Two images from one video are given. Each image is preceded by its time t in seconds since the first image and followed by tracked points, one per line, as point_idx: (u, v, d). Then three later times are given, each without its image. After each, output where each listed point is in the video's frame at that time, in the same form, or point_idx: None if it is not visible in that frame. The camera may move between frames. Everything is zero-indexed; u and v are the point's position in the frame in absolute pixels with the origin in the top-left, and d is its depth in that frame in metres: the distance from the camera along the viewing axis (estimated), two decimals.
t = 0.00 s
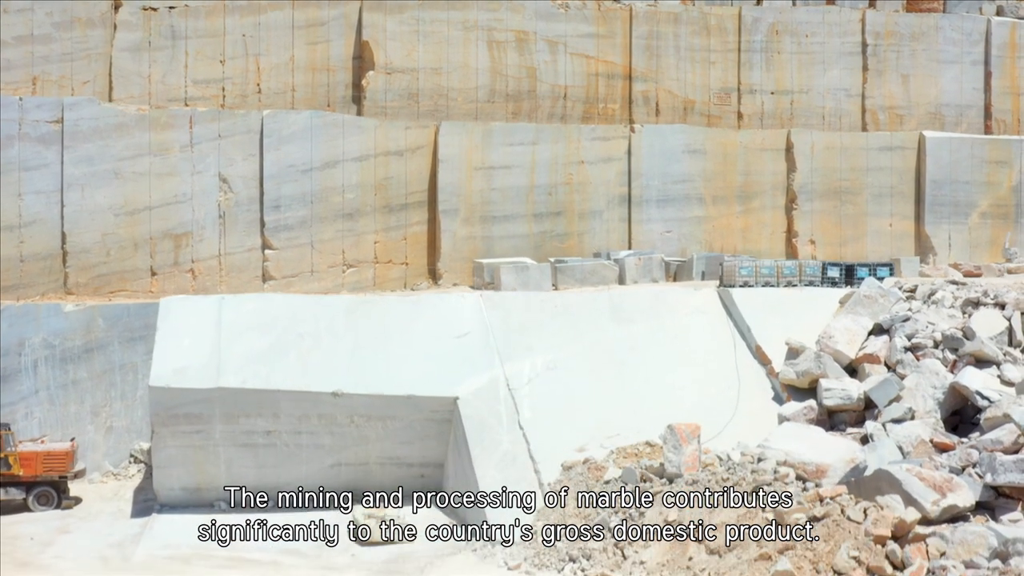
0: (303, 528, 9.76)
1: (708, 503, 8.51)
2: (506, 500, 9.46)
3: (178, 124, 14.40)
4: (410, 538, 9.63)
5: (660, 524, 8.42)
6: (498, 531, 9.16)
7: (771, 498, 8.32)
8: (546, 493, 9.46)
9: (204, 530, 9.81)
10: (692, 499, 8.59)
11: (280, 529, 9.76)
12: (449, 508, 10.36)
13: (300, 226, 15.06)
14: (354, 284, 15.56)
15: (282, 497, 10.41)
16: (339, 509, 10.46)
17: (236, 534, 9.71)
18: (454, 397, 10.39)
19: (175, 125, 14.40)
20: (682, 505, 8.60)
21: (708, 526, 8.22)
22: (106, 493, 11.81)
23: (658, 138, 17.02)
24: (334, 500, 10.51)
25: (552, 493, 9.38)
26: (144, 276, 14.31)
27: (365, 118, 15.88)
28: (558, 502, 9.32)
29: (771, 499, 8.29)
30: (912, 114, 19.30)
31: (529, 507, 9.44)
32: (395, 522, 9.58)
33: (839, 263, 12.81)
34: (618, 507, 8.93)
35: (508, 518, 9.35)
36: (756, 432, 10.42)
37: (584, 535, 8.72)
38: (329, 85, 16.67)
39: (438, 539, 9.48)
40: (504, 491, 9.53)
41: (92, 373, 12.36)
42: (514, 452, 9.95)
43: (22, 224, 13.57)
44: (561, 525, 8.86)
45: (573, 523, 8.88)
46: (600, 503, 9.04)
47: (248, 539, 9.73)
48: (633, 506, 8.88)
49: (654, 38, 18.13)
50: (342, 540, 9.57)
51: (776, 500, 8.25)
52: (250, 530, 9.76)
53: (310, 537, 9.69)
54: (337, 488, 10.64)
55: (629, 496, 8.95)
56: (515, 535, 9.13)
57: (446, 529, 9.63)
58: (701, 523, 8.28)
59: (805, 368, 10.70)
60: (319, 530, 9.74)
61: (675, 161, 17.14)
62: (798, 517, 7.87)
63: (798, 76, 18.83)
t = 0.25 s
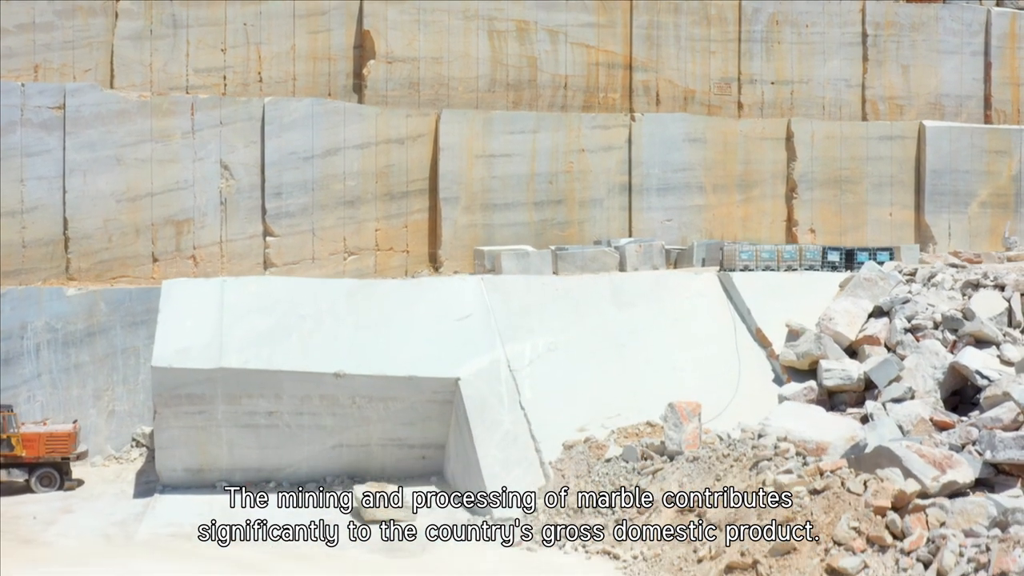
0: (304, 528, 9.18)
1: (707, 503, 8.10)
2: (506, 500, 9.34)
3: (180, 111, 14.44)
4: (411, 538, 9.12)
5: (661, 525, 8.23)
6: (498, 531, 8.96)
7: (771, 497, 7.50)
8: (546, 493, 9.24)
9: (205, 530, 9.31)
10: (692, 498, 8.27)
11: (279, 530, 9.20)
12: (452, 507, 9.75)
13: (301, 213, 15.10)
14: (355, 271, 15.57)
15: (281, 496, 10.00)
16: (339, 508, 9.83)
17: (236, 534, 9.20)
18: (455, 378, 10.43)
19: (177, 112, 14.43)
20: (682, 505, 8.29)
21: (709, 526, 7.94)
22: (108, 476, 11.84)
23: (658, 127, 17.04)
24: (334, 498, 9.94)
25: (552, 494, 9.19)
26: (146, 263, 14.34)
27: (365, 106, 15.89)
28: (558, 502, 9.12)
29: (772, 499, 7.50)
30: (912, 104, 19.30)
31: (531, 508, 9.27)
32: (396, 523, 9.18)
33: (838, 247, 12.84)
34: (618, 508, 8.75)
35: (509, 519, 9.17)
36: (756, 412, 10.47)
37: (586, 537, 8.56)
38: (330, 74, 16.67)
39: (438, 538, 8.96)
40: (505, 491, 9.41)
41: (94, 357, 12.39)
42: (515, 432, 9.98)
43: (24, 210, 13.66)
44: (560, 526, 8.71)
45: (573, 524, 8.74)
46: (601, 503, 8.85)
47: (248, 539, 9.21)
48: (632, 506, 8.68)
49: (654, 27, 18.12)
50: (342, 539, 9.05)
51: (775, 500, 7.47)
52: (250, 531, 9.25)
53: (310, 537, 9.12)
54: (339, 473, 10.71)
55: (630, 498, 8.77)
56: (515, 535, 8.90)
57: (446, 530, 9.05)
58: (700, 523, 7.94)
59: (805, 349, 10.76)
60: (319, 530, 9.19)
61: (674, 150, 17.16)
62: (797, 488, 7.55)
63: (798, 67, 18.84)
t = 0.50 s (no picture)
0: (304, 528, 8.61)
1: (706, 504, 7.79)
2: (506, 500, 9.17)
3: (180, 99, 14.48)
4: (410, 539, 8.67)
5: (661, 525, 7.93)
6: (498, 531, 8.59)
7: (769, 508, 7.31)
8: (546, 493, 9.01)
9: (204, 531, 8.62)
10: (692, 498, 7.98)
11: (280, 530, 8.62)
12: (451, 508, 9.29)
13: (302, 200, 15.16)
14: (355, 259, 15.60)
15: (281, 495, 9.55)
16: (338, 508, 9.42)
17: (235, 534, 8.56)
18: (455, 359, 10.46)
19: (177, 99, 14.47)
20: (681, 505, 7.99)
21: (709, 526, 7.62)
22: (109, 459, 11.89)
23: (657, 116, 17.06)
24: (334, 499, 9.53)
25: (552, 494, 8.95)
26: (146, 250, 14.37)
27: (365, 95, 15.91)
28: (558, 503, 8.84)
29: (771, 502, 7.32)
30: (911, 95, 19.29)
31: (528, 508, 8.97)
32: (394, 522, 8.69)
33: (837, 232, 12.88)
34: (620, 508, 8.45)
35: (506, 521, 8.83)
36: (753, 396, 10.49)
37: (583, 537, 8.26)
38: (330, 64, 16.68)
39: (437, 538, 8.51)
40: (505, 490, 9.26)
41: (95, 342, 12.43)
42: (515, 412, 10.03)
43: (25, 196, 13.70)
44: (560, 525, 8.44)
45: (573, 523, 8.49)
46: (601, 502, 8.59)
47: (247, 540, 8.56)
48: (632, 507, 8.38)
49: (654, 17, 18.12)
50: (337, 538, 8.54)
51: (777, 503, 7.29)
52: (250, 531, 8.66)
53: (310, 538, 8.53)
54: (340, 455, 10.76)
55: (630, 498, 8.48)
56: (513, 535, 8.51)
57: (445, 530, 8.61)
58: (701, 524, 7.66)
59: (804, 331, 10.80)
60: (320, 530, 8.63)
61: (674, 139, 17.19)
62: (796, 463, 7.61)
63: (797, 57, 18.85)
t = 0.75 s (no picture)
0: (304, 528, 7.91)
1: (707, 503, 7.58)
2: (507, 500, 8.75)
3: (181, 86, 14.52)
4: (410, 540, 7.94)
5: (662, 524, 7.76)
6: (498, 531, 7.92)
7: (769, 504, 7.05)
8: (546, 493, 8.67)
9: (204, 531, 7.93)
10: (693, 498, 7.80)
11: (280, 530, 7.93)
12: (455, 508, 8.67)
13: (302, 188, 15.22)
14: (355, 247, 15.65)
15: (282, 494, 8.91)
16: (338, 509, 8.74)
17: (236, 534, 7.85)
18: (454, 340, 10.50)
19: (177, 87, 14.52)
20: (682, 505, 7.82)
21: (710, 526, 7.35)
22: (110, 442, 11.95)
23: (656, 105, 17.10)
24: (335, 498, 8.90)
25: (552, 493, 8.64)
26: (147, 237, 14.41)
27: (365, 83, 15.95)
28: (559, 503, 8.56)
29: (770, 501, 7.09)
30: (910, 86, 19.32)
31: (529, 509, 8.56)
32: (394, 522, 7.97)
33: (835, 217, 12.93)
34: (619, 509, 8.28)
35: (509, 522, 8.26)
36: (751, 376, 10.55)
37: (581, 537, 7.77)
38: (330, 54, 16.72)
39: (438, 539, 7.87)
40: (506, 491, 8.88)
41: (95, 326, 12.48)
42: (513, 393, 10.09)
43: (25, 182, 13.75)
44: (561, 526, 7.82)
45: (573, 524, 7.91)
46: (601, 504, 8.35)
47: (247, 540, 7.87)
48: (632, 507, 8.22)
49: (653, 8, 18.15)
50: (340, 537, 7.85)
51: (776, 501, 7.07)
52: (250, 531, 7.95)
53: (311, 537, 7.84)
54: (340, 437, 10.82)
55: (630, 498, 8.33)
56: (516, 537, 7.88)
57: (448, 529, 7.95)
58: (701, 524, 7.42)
59: (801, 314, 10.85)
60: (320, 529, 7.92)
61: (672, 128, 17.24)
62: (793, 437, 7.66)
63: (796, 48, 18.89)
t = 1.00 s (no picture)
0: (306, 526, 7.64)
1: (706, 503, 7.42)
2: (506, 500, 8.21)
3: (181, 74, 14.59)
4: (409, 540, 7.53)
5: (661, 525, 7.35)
6: (498, 531, 7.47)
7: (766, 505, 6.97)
8: (545, 494, 8.19)
9: (203, 530, 7.46)
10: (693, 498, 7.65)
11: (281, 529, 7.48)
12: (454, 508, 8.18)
13: (301, 175, 15.28)
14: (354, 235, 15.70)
15: (284, 493, 8.27)
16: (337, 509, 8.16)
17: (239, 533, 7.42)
18: (453, 322, 10.57)
19: (177, 74, 14.59)
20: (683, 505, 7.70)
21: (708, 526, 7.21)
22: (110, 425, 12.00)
23: (654, 95, 17.17)
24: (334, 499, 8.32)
25: (552, 494, 8.18)
26: (147, 224, 14.46)
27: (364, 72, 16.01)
28: (558, 503, 8.06)
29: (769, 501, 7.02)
30: (907, 77, 19.38)
31: (533, 507, 8.01)
32: (395, 522, 7.64)
33: (831, 203, 12.99)
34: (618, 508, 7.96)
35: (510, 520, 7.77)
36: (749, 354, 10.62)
37: (580, 536, 7.36)
38: (329, 44, 16.79)
39: (439, 539, 7.43)
40: (505, 492, 8.34)
41: (96, 310, 12.54)
42: (511, 373, 10.16)
43: (25, 168, 13.79)
44: (562, 524, 7.41)
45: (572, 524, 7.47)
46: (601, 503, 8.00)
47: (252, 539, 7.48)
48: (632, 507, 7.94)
49: None
50: (341, 538, 7.45)
51: (776, 500, 6.99)
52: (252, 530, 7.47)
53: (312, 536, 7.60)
54: (338, 418, 10.88)
55: (628, 498, 8.04)
56: (515, 536, 7.42)
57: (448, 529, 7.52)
58: (700, 523, 7.25)
59: (797, 296, 10.93)
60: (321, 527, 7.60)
61: (671, 117, 17.30)
62: (787, 411, 7.74)
63: (794, 39, 18.95)
